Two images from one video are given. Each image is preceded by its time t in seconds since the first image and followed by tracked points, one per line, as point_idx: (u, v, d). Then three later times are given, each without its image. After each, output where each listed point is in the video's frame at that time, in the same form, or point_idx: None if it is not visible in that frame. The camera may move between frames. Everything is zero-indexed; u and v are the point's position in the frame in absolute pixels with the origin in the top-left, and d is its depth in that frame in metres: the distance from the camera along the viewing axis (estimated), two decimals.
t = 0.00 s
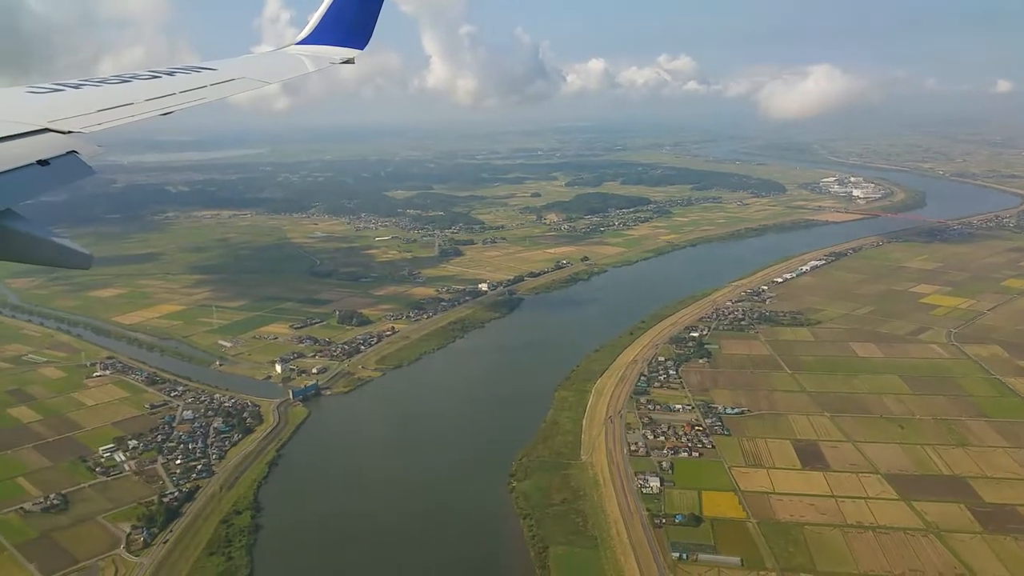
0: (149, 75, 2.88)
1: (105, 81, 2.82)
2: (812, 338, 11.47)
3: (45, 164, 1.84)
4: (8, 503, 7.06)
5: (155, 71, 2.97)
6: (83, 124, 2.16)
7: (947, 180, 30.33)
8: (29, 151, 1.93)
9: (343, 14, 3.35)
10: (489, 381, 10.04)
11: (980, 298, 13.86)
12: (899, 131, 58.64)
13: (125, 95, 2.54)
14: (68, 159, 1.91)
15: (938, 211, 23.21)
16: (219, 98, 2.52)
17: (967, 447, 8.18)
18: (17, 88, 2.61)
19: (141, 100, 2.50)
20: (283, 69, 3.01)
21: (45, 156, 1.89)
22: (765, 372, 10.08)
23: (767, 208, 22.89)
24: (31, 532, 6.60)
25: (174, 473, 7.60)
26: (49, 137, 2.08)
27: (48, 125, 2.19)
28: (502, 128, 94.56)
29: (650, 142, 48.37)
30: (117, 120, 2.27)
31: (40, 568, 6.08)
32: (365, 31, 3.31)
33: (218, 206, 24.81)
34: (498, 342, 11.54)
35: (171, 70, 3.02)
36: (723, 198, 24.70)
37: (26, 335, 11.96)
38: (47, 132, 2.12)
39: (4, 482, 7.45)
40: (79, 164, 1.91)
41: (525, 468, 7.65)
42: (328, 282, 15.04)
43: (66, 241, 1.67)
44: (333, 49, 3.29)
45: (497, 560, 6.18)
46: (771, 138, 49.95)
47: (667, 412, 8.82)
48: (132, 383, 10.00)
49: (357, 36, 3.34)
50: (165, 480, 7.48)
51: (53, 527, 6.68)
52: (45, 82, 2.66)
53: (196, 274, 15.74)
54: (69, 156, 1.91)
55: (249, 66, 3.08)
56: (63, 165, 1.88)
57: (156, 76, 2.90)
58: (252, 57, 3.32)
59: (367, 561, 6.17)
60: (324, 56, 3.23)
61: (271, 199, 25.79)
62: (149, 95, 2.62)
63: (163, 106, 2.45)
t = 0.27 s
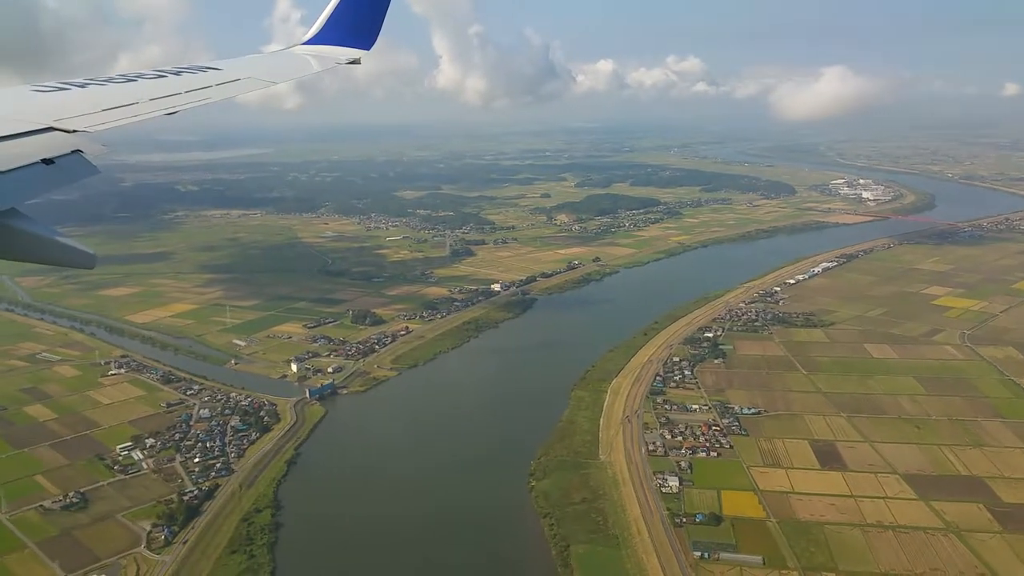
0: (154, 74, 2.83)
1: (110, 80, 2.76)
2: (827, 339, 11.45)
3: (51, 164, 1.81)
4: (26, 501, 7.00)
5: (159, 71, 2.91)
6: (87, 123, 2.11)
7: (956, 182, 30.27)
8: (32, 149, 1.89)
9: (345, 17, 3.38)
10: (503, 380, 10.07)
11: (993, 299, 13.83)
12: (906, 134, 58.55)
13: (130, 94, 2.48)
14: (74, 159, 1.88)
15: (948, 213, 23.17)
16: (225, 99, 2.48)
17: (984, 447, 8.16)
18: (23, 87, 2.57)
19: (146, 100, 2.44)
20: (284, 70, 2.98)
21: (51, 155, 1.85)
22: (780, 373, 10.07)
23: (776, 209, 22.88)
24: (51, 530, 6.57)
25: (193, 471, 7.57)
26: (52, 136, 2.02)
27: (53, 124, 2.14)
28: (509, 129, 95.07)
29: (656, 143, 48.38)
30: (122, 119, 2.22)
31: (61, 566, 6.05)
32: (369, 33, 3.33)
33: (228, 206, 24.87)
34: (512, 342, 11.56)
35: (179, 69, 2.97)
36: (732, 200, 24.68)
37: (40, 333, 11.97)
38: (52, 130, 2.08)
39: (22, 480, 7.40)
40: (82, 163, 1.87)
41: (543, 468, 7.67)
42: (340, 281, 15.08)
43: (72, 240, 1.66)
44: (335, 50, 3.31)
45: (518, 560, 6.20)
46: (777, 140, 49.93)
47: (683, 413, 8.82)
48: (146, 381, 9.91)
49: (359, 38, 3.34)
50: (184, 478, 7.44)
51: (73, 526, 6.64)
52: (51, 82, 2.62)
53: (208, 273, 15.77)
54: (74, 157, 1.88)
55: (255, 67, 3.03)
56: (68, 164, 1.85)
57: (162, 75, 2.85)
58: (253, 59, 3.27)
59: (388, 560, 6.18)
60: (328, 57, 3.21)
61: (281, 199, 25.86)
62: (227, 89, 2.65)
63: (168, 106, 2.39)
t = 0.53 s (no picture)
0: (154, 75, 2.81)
1: (110, 81, 2.73)
2: (838, 338, 11.44)
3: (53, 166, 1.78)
4: (45, 501, 7.13)
5: (161, 71, 2.89)
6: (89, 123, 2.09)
7: (962, 181, 30.20)
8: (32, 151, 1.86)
9: (345, 17, 3.31)
10: (517, 379, 10.05)
11: (1002, 298, 13.79)
12: (910, 133, 58.33)
13: (131, 95, 2.46)
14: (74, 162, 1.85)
15: (954, 211, 23.12)
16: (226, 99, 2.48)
17: (1000, 445, 8.13)
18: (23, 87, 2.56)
19: (146, 101, 2.41)
20: (283, 70, 2.97)
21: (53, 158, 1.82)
22: (792, 371, 10.06)
23: (782, 208, 22.85)
24: (71, 529, 6.67)
25: (210, 470, 7.57)
26: (53, 136, 2.01)
27: (55, 125, 2.13)
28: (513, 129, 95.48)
29: (660, 142, 48.33)
30: (124, 119, 2.20)
31: (82, 565, 6.14)
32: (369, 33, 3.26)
33: (233, 207, 24.88)
34: (522, 341, 11.56)
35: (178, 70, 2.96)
36: (737, 199, 24.66)
37: (51, 334, 12.01)
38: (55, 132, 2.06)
39: (40, 480, 7.52)
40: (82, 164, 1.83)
41: (560, 466, 7.67)
42: (348, 281, 15.08)
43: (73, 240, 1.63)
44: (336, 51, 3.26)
45: (536, 560, 6.15)
46: (781, 139, 49.86)
47: (698, 411, 8.81)
48: (159, 381, 9.92)
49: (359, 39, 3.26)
50: (202, 477, 7.45)
51: (92, 525, 6.72)
52: (51, 82, 2.60)
53: (216, 274, 15.78)
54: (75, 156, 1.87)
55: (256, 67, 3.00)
56: (68, 164, 1.82)
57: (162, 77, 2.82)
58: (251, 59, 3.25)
59: (405, 561, 6.14)
60: (328, 57, 3.17)
61: (286, 199, 25.87)
62: (228, 90, 2.63)
63: (169, 106, 2.37)
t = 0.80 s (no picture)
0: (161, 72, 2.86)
1: (116, 79, 2.78)
2: (852, 336, 11.41)
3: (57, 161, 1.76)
4: (66, 495, 7.21)
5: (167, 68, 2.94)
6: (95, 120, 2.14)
7: (972, 180, 30.04)
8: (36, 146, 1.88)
9: (350, 15, 3.35)
10: (533, 377, 10.01)
11: (1016, 297, 13.72)
12: (918, 131, 58.07)
13: (137, 92, 2.51)
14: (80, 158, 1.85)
15: (965, 210, 23.00)
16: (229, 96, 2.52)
17: (1020, 444, 8.08)
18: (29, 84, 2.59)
19: (151, 99, 2.45)
20: (287, 68, 3.01)
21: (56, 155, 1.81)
22: (807, 369, 10.04)
23: (792, 207, 22.78)
24: (93, 522, 6.74)
25: (229, 465, 7.60)
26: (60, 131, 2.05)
27: (61, 121, 2.15)
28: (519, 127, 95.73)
29: (667, 141, 48.26)
30: (129, 116, 2.23)
31: (105, 558, 6.21)
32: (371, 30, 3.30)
33: (241, 204, 24.94)
34: (536, 338, 11.55)
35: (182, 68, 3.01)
36: (746, 197, 24.61)
37: (66, 331, 12.07)
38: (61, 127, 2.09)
39: (60, 474, 7.59)
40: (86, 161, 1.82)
41: (577, 463, 7.66)
42: (359, 279, 15.10)
43: (79, 238, 1.61)
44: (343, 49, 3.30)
45: (556, 560, 6.08)
46: (788, 137, 49.72)
47: (714, 409, 8.79)
48: (176, 377, 9.96)
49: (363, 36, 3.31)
50: (221, 472, 7.48)
51: (114, 519, 6.78)
52: (60, 80, 2.66)
53: (228, 271, 15.82)
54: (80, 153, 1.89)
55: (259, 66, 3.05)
56: (75, 160, 1.82)
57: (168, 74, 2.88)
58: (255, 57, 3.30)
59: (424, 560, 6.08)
60: (331, 55, 3.22)
61: (295, 197, 25.92)
62: (231, 87, 2.67)
63: (173, 104, 2.41)
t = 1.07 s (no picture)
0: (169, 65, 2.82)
1: (123, 70, 2.74)
2: (867, 336, 11.38)
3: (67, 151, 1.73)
4: (88, 486, 7.25)
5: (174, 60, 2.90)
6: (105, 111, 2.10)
7: (984, 180, 29.88)
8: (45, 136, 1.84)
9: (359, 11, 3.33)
10: (550, 375, 9.95)
11: None
12: (928, 132, 57.78)
13: (144, 85, 2.47)
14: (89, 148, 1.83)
15: (977, 211, 22.88)
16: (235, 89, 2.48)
17: None
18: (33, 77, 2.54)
19: (159, 92, 2.42)
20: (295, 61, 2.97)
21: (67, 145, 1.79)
22: (823, 368, 10.03)
23: (803, 206, 22.71)
24: (115, 513, 6.78)
25: (249, 458, 7.65)
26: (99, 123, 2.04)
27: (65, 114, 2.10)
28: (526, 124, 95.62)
29: (676, 139, 48.16)
30: (137, 108, 2.19)
31: (129, 549, 6.25)
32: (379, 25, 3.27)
33: (252, 199, 25.00)
34: (550, 335, 11.56)
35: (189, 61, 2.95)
36: (757, 196, 24.55)
37: (82, 323, 12.13)
38: (67, 120, 2.04)
39: (81, 466, 7.63)
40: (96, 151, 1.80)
41: (595, 459, 7.66)
42: (372, 274, 15.13)
43: (89, 229, 1.61)
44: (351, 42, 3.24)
45: (577, 561, 6.02)
46: (798, 137, 49.52)
47: (731, 406, 8.78)
48: (193, 370, 10.00)
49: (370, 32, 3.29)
50: (241, 464, 7.52)
51: (136, 510, 6.82)
52: (67, 71, 2.61)
53: (241, 265, 15.87)
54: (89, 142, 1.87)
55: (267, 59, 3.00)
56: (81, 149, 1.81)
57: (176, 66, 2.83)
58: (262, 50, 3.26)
59: (445, 559, 6.03)
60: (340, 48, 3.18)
61: (305, 192, 25.97)
62: (240, 80, 2.63)
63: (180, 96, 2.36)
